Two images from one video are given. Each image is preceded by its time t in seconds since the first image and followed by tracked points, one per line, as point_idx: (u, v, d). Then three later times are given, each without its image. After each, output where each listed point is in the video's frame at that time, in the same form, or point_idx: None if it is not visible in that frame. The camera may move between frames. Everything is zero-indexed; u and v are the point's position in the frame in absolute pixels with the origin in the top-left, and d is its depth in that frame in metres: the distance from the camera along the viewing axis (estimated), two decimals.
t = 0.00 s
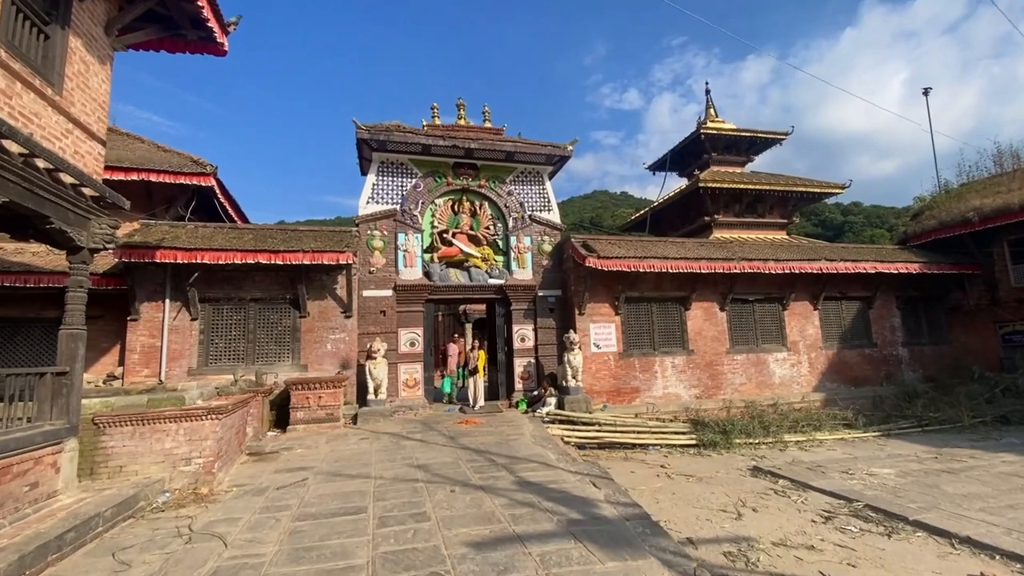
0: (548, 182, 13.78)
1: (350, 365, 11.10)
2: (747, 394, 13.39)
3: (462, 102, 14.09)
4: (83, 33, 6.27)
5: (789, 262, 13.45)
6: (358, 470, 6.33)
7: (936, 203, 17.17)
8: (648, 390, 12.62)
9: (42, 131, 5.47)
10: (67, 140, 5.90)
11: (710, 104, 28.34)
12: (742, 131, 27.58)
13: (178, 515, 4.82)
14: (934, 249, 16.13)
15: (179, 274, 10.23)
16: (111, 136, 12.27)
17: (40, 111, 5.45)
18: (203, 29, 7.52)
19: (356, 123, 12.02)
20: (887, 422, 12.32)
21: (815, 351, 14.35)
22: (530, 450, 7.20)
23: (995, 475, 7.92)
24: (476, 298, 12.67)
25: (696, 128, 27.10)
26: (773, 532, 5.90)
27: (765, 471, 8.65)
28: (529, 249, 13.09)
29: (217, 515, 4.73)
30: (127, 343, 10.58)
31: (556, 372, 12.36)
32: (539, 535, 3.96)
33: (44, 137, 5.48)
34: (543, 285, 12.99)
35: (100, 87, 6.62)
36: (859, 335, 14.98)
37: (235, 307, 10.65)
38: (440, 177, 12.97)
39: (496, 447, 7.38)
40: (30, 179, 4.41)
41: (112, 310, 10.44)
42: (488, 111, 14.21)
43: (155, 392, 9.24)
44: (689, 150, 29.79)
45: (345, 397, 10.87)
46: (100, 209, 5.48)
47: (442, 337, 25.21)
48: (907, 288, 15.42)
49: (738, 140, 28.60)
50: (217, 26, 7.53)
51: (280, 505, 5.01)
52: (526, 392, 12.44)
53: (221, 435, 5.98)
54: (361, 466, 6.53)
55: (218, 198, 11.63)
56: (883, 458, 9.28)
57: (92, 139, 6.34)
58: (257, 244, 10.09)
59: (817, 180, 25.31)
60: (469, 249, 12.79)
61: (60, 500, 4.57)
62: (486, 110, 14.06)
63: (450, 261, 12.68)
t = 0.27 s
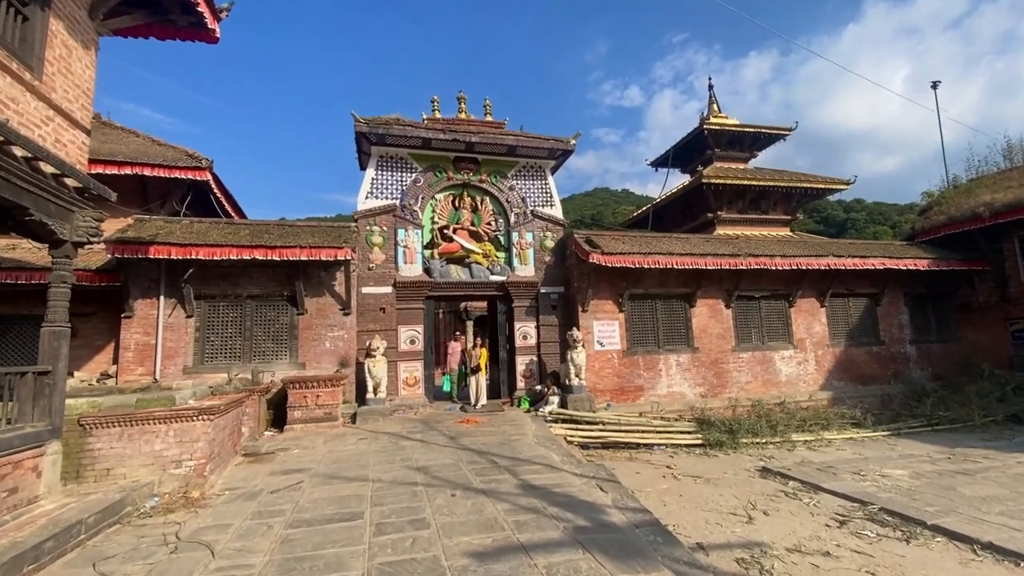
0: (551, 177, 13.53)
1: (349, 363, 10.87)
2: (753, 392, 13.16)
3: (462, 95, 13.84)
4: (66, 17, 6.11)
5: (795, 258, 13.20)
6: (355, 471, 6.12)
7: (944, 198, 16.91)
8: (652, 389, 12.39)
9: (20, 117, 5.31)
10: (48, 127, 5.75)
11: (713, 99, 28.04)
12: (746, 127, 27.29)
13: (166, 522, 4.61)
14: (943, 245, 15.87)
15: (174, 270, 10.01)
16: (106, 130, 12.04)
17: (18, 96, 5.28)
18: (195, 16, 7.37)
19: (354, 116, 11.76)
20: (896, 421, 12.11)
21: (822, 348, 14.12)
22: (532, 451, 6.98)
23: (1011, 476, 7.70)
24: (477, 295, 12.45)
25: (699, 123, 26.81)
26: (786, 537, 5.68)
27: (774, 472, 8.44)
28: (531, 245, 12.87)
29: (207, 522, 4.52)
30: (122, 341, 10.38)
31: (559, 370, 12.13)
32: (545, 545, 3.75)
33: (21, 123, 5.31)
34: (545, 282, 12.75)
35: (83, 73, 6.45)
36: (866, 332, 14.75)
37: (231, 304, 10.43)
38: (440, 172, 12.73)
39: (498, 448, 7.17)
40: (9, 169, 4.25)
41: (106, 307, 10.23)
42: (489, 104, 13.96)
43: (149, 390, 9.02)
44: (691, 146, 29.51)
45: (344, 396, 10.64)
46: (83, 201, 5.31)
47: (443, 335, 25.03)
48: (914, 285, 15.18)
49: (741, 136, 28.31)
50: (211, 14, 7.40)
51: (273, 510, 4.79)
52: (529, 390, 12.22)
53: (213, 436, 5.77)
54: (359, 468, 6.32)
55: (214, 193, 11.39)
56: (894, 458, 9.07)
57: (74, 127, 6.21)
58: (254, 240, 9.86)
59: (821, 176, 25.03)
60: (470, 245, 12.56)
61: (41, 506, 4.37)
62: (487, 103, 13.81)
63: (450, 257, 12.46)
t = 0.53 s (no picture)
0: (552, 171, 13.27)
1: (347, 360, 10.64)
2: (758, 390, 12.93)
3: (462, 87, 13.57)
4: None
5: (802, 253, 12.95)
6: (351, 472, 5.90)
7: (952, 193, 16.64)
8: (656, 386, 12.16)
9: None
10: (23, 110, 5.67)
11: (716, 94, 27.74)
12: (749, 122, 27.00)
13: (149, 527, 4.39)
14: (951, 240, 15.61)
15: (167, 265, 9.77)
16: (98, 122, 11.80)
17: None
18: None
19: (352, 107, 11.50)
20: (905, 420, 11.88)
21: (828, 345, 13.88)
22: (534, 451, 6.75)
23: None
24: (477, 291, 12.21)
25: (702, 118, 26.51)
26: (799, 541, 5.45)
27: (782, 472, 8.22)
28: (532, 240, 12.62)
29: (192, 527, 4.28)
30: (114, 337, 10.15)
31: (561, 367, 11.90)
32: (548, 554, 3.52)
33: None
34: (546, 278, 12.51)
35: (61, 55, 6.33)
36: (873, 329, 14.51)
37: (226, 299, 10.19)
38: (440, 165, 12.47)
39: (499, 448, 6.93)
40: None
41: (98, 303, 10.00)
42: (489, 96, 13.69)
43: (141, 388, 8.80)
44: (694, 142, 29.23)
45: (341, 394, 10.41)
46: (61, 189, 5.16)
47: (444, 332, 24.83)
48: (922, 281, 14.94)
49: (744, 131, 28.01)
50: None
51: (262, 514, 4.56)
52: (530, 388, 11.99)
53: (202, 436, 5.54)
54: (354, 468, 6.09)
55: (208, 186, 11.14)
56: (905, 458, 8.84)
57: (52, 111, 6.13)
58: (248, 234, 9.62)
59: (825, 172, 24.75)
60: (470, 240, 12.32)
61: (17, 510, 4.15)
62: (488, 95, 13.54)
63: (450, 252, 12.21)
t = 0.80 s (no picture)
0: (553, 165, 13.03)
1: (343, 358, 10.41)
2: (762, 388, 12.72)
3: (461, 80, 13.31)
4: None
5: (807, 249, 12.72)
6: (344, 475, 5.67)
7: (959, 189, 16.40)
8: (658, 384, 11.95)
9: None
10: None
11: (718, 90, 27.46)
12: (751, 117, 26.73)
13: (129, 535, 4.16)
14: (957, 236, 15.38)
15: (158, 261, 9.53)
16: (89, 114, 11.54)
17: None
18: None
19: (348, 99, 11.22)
20: (912, 419, 11.69)
21: (833, 343, 13.66)
22: (535, 452, 6.54)
23: None
24: (476, 287, 11.97)
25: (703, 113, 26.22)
26: (811, 547, 5.23)
27: (790, 473, 8.00)
28: (532, 236, 12.38)
29: (174, 536, 4.05)
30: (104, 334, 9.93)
31: (561, 365, 11.67)
32: (551, 566, 3.30)
33: None
34: (547, 274, 12.27)
35: (37, 36, 6.14)
36: (878, 327, 14.29)
37: (219, 296, 9.95)
38: (438, 158, 12.21)
39: (498, 449, 6.70)
40: None
41: (88, 299, 9.78)
42: (489, 88, 13.42)
43: (131, 386, 8.56)
44: (695, 138, 28.97)
45: (337, 392, 10.17)
46: (37, 178, 5.01)
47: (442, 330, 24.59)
48: (927, 278, 14.72)
49: (746, 127, 27.74)
50: None
51: (249, 521, 4.33)
52: (530, 386, 11.76)
53: (189, 437, 5.33)
54: (348, 470, 5.87)
55: (201, 180, 10.90)
56: (915, 459, 8.63)
57: (27, 95, 5.95)
58: (241, 228, 9.37)
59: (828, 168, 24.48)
60: (469, 236, 12.07)
61: None
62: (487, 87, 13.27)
63: (448, 248, 11.97)
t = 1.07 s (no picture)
0: (554, 159, 12.77)
1: (339, 356, 10.17)
2: (765, 386, 12.52)
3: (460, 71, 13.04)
4: None
5: (812, 245, 12.49)
6: (338, 477, 5.44)
7: (964, 185, 16.18)
8: (660, 382, 11.73)
9: None
10: None
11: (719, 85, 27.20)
12: (752, 113, 26.49)
13: (107, 543, 3.93)
14: (963, 233, 15.17)
15: (148, 255, 9.28)
16: (79, 105, 11.27)
17: None
18: None
19: (344, 90, 10.95)
20: (918, 418, 11.49)
21: (837, 341, 13.46)
22: (536, 453, 6.31)
23: None
24: (475, 283, 11.73)
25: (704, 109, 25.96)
26: (825, 553, 5.02)
27: (797, 474, 7.80)
28: (532, 231, 12.14)
29: (154, 543, 3.82)
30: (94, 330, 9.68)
31: (562, 363, 11.45)
32: None
33: None
34: (547, 270, 12.04)
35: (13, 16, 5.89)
36: (883, 324, 14.09)
37: (211, 291, 9.71)
38: (436, 152, 11.96)
39: (497, 450, 6.47)
40: None
41: (78, 295, 9.53)
42: (488, 81, 13.15)
43: (120, 385, 8.32)
44: (695, 135, 28.73)
45: (333, 390, 9.94)
46: (9, 165, 4.91)
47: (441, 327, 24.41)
48: (933, 275, 14.52)
49: (747, 123, 27.50)
50: None
51: (236, 527, 4.11)
52: (530, 385, 11.53)
53: (174, 438, 5.09)
54: (342, 472, 5.64)
55: (193, 172, 10.63)
56: (925, 459, 8.43)
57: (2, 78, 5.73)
58: (234, 222, 9.12)
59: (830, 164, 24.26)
60: (468, 231, 11.84)
61: None
62: (486, 80, 13.01)
63: (447, 243, 11.73)
